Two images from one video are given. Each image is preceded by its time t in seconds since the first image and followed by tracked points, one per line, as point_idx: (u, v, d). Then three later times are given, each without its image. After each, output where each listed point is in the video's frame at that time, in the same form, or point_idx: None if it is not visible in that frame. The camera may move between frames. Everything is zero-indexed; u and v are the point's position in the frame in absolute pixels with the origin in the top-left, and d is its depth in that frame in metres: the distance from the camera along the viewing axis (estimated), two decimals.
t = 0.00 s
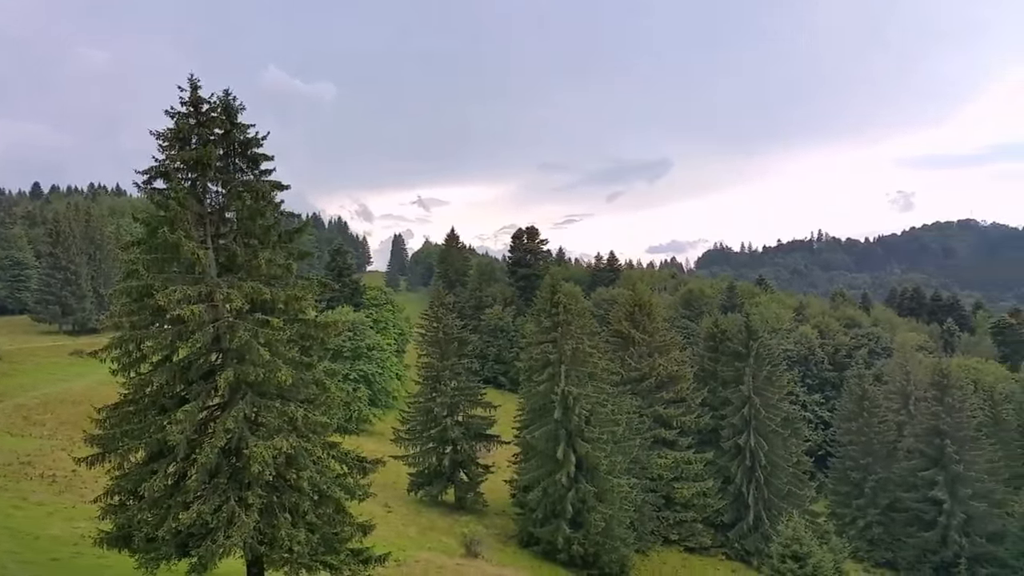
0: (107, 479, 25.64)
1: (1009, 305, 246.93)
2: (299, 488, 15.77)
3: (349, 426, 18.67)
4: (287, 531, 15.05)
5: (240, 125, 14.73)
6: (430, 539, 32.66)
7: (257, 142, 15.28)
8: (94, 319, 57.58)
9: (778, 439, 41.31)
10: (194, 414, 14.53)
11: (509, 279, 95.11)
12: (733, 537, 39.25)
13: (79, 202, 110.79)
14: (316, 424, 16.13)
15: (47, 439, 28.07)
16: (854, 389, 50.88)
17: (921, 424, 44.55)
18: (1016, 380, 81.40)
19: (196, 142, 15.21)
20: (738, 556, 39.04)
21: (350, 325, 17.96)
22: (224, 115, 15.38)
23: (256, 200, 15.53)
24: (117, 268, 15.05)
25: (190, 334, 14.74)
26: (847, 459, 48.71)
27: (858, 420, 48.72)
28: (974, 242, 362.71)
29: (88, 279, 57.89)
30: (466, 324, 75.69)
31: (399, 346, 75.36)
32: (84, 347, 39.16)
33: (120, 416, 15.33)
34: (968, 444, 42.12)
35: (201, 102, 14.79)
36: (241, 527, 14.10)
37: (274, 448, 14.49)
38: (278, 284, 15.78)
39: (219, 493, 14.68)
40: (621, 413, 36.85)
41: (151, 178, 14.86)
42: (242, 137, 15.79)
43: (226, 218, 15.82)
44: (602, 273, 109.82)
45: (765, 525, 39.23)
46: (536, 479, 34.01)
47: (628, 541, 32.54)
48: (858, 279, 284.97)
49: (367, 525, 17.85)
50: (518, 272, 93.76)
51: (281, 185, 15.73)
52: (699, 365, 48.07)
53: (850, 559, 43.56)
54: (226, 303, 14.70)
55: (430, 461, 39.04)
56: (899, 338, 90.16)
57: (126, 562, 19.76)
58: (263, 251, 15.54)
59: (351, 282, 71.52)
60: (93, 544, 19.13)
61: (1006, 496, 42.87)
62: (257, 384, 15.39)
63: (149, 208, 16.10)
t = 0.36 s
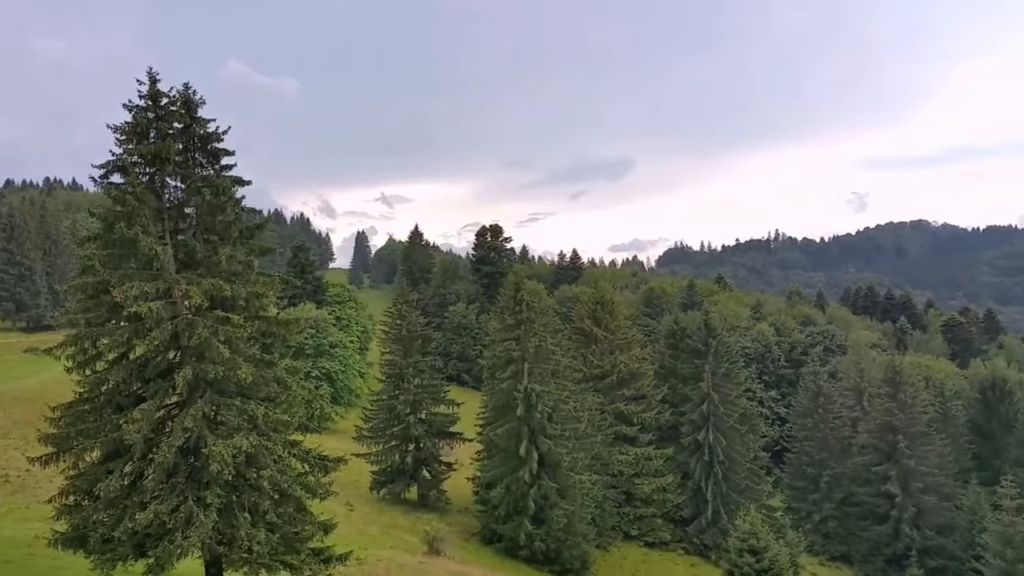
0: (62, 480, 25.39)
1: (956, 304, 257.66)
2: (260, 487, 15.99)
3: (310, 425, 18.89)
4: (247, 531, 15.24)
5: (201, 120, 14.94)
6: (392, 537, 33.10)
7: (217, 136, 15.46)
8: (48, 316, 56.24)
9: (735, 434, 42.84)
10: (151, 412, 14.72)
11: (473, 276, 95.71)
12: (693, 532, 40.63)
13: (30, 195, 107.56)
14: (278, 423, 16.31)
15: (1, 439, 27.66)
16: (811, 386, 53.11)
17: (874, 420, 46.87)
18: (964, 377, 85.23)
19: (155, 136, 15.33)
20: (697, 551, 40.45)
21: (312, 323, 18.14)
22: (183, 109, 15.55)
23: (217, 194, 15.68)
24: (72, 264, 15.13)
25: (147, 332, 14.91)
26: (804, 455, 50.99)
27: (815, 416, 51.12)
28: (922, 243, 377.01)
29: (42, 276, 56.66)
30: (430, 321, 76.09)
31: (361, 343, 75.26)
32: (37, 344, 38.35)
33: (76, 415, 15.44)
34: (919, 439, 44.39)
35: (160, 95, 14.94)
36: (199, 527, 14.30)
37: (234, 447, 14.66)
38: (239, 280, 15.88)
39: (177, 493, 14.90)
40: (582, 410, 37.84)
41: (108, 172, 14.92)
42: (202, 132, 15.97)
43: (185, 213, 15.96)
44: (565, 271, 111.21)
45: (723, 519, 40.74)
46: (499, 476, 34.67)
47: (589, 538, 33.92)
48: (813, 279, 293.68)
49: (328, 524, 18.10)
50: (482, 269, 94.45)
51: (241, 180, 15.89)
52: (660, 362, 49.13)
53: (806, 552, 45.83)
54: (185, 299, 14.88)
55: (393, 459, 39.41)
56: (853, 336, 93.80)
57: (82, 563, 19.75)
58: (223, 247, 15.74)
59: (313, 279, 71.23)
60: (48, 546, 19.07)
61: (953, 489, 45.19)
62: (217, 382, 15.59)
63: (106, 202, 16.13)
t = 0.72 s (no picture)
0: (16, 480, 25.42)
1: (905, 303, 268.34)
2: (219, 486, 16.29)
3: (270, 424, 19.30)
4: (206, 531, 15.47)
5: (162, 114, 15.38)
6: (354, 536, 33.74)
7: (177, 130, 15.89)
8: None
9: (694, 430, 44.62)
10: (108, 411, 15.01)
11: (436, 274, 96.27)
12: (653, 528, 42.16)
13: None
14: (237, 422, 16.61)
15: None
16: (768, 383, 55.38)
17: (831, 417, 49.64)
18: (915, 374, 89.52)
19: (113, 130, 15.63)
20: (657, 546, 42.02)
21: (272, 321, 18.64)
22: (143, 103, 15.97)
23: (176, 190, 16.03)
24: (28, 260, 15.38)
25: (104, 329, 15.20)
26: (761, 451, 53.13)
27: (772, 413, 53.27)
28: (873, 244, 390.60)
29: None
30: (393, 319, 76.49)
31: (324, 340, 75.20)
32: None
33: (32, 414, 15.71)
34: (874, 435, 47.32)
35: (118, 90, 15.32)
36: (158, 527, 14.58)
37: (194, 446, 14.96)
38: (198, 277, 16.40)
39: (135, 493, 15.19)
40: (544, 407, 38.95)
41: (66, 167, 15.15)
42: (161, 127, 16.38)
43: (143, 209, 16.24)
44: (527, 269, 112.48)
45: (682, 515, 42.37)
46: (461, 473, 35.51)
47: (550, 534, 35.23)
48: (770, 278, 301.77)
49: (288, 524, 18.53)
50: (445, 267, 95.09)
51: (201, 176, 16.29)
52: (621, 359, 50.56)
53: (764, 547, 48.11)
54: (143, 295, 15.20)
55: (355, 457, 39.97)
56: (810, 334, 97.26)
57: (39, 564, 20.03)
58: (183, 243, 16.12)
59: (275, 277, 70.99)
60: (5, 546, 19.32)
61: (905, 484, 48.18)
62: (175, 380, 15.96)
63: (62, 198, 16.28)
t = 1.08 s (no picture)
0: None
1: (858, 303, 278.02)
2: (178, 486, 16.46)
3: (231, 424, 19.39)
4: (164, 531, 15.64)
5: (121, 109, 15.49)
6: (316, 535, 34.16)
7: (134, 124, 15.91)
8: None
9: (655, 427, 46.07)
10: (64, 409, 14.95)
11: (401, 272, 96.49)
12: (614, 524, 43.53)
13: None
14: (196, 420, 16.64)
15: None
16: (726, 380, 57.36)
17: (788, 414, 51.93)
18: (869, 372, 93.21)
19: (70, 124, 15.62)
20: (618, 541, 43.40)
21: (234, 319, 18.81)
22: (101, 97, 15.91)
23: (134, 185, 15.99)
24: None
25: (60, 327, 15.24)
26: (720, 447, 54.86)
27: (730, 410, 55.01)
28: (828, 246, 402.85)
29: None
30: (357, 317, 76.59)
31: (286, 338, 74.89)
32: None
33: None
34: (829, 432, 49.70)
35: (75, 84, 15.30)
36: (114, 527, 14.56)
37: (151, 445, 15.01)
38: (157, 274, 16.41)
39: (91, 492, 15.18)
40: (508, 405, 39.79)
41: (20, 161, 15.12)
42: (119, 121, 16.40)
43: (101, 205, 16.21)
44: (492, 268, 113.38)
45: (643, 510, 43.84)
46: (425, 471, 36.26)
47: (513, 531, 36.16)
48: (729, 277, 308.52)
49: (249, 523, 18.72)
50: (410, 265, 95.37)
51: (160, 171, 16.30)
52: (584, 357, 51.89)
53: (723, 542, 49.94)
54: (99, 293, 15.14)
55: (318, 456, 40.30)
56: (767, 332, 100.46)
57: None
58: (140, 239, 16.06)
59: (236, 274, 70.56)
60: None
61: (861, 481, 50.59)
62: (134, 379, 15.98)
63: (18, 192, 16.20)
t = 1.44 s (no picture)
0: None
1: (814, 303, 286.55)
2: (136, 486, 16.43)
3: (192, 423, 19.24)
4: (122, 531, 15.55)
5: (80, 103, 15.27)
6: (278, 534, 34.47)
7: (93, 118, 15.64)
8: None
9: (618, 425, 47.31)
10: (20, 407, 14.88)
11: (365, 270, 96.38)
12: (577, 520, 44.77)
13: None
14: (155, 418, 16.51)
15: None
16: (687, 378, 59.09)
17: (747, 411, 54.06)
18: (824, 369, 96.68)
19: (27, 117, 15.28)
20: (581, 536, 44.65)
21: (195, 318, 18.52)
22: (58, 90, 15.62)
23: (92, 179, 15.62)
24: None
25: (16, 325, 15.09)
26: (681, 444, 56.53)
27: (690, 407, 57.00)
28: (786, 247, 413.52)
29: None
30: (320, 314, 76.43)
31: (248, 336, 74.36)
32: None
33: None
34: (785, 429, 51.70)
35: (32, 76, 15.02)
36: (71, 527, 14.61)
37: (108, 444, 15.02)
38: (114, 270, 16.12)
39: (47, 493, 15.15)
40: (473, 404, 40.54)
41: None
42: (77, 115, 16.13)
43: (57, 199, 15.91)
44: (458, 266, 113.86)
45: (605, 506, 45.18)
46: (388, 470, 36.95)
47: (476, 528, 36.96)
48: (690, 276, 314.33)
49: (209, 523, 18.72)
50: (375, 263, 95.33)
51: (119, 166, 15.94)
52: (549, 355, 53.09)
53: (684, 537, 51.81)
54: (55, 290, 14.92)
55: (280, 455, 40.55)
56: (727, 331, 103.26)
57: None
58: (98, 235, 15.79)
59: (196, 271, 69.86)
60: None
61: (817, 476, 52.82)
62: (91, 377, 15.84)
63: None
